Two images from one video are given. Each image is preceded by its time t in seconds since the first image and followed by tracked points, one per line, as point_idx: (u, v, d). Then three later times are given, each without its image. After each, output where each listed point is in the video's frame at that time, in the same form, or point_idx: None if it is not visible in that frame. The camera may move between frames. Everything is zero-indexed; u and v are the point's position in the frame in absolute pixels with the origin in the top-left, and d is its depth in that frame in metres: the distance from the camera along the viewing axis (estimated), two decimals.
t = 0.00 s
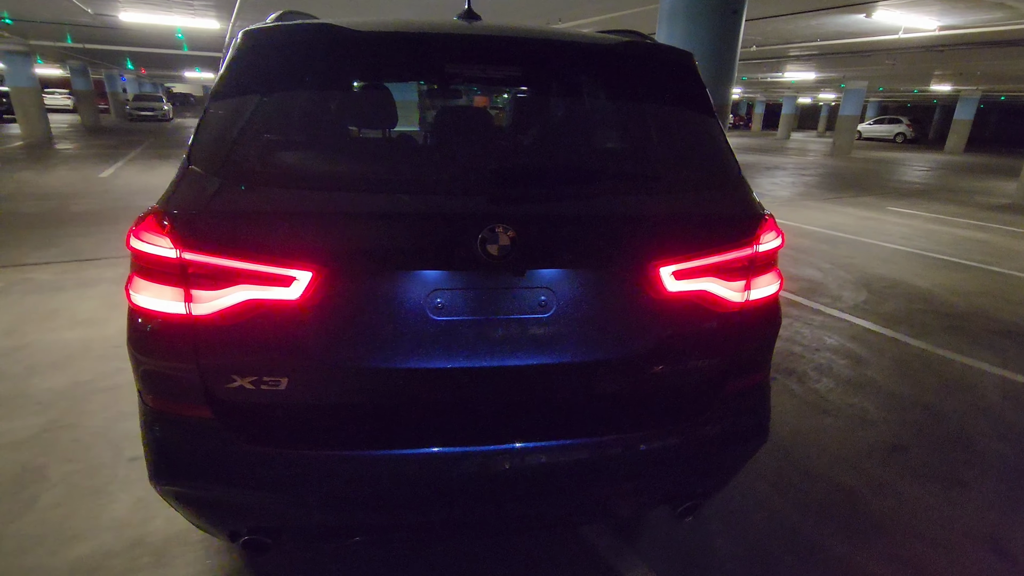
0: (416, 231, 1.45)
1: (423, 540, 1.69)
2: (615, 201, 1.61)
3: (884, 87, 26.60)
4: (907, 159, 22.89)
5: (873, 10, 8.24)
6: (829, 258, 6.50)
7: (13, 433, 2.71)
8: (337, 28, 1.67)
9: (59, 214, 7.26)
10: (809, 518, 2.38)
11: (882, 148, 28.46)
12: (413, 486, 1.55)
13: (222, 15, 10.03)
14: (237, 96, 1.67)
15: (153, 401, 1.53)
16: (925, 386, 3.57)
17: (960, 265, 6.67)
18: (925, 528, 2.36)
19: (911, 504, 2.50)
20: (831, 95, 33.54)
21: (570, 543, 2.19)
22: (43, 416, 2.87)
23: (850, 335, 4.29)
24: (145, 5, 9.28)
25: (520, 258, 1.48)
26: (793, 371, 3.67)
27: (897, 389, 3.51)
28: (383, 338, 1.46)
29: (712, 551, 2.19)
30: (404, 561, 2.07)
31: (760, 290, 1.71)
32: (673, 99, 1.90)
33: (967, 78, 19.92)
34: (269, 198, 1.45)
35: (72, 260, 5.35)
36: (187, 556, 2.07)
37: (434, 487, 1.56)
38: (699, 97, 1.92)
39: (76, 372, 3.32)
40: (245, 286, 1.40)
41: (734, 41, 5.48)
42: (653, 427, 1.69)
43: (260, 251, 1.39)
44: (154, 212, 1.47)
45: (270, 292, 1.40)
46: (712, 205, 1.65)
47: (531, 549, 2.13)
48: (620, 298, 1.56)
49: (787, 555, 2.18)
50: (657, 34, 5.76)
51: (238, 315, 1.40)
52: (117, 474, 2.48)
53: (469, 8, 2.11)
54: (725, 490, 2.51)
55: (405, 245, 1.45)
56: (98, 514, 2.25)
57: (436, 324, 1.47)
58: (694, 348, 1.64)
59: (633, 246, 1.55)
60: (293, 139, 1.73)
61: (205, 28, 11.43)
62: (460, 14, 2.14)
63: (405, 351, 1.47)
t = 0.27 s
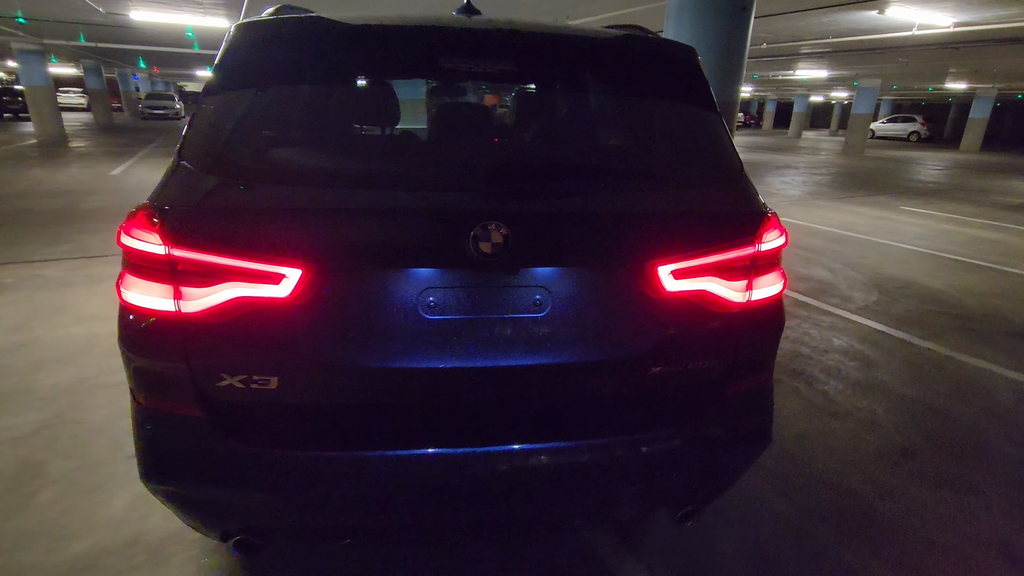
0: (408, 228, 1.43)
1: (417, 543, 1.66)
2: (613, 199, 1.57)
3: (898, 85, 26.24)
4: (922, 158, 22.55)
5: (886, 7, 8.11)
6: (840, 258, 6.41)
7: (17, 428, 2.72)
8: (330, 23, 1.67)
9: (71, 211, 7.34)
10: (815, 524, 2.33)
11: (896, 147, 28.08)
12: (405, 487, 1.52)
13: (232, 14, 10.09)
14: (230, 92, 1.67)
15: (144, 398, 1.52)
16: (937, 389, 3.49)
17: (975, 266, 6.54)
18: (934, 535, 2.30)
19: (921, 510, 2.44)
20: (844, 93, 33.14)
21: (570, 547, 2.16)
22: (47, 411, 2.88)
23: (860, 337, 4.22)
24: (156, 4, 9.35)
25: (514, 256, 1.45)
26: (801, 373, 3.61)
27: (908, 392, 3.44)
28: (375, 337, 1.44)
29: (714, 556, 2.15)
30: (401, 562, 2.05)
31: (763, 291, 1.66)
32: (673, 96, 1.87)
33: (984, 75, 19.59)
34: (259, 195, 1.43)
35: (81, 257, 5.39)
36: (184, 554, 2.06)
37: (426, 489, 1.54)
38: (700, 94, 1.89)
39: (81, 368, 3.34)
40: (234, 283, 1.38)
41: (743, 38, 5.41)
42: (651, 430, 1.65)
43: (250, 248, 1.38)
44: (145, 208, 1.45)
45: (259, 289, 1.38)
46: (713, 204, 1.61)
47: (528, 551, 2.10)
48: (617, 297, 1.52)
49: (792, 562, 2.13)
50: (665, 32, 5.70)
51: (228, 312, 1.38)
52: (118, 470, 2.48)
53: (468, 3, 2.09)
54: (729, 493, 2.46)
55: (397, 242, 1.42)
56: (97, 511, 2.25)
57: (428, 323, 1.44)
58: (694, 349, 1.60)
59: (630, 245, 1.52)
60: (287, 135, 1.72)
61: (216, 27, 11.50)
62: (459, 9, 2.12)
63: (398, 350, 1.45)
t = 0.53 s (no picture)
0: (396, 227, 1.38)
1: (407, 550, 1.62)
2: (609, 197, 1.52)
3: (914, 83, 25.82)
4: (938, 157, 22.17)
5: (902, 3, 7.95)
6: (852, 259, 6.28)
7: (15, 427, 2.72)
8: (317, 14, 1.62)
9: (80, 210, 7.39)
10: (821, 534, 2.25)
11: (911, 147, 27.63)
12: (392, 494, 1.48)
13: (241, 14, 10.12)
14: (215, 87, 1.63)
15: (127, 399, 1.49)
16: (951, 395, 3.39)
17: (992, 267, 6.38)
18: (946, 547, 2.22)
19: (932, 521, 2.36)
20: (859, 91, 32.69)
21: (567, 554, 2.11)
22: (46, 410, 2.88)
23: (871, 340, 4.12)
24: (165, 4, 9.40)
25: (505, 256, 1.40)
26: (809, 377, 3.53)
27: (920, 398, 3.34)
28: (361, 339, 1.39)
29: (715, 566, 2.09)
30: (394, 568, 2.01)
31: (766, 293, 1.60)
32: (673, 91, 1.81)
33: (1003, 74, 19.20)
34: (243, 192, 1.39)
35: (87, 255, 5.42)
36: (175, 557, 2.04)
37: (415, 495, 1.49)
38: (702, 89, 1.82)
39: (81, 366, 3.34)
40: (216, 283, 1.34)
41: (753, 34, 5.31)
42: (649, 437, 1.59)
43: (232, 247, 1.34)
44: (128, 206, 1.42)
45: (242, 289, 1.35)
46: (714, 203, 1.55)
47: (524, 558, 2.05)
48: (613, 299, 1.47)
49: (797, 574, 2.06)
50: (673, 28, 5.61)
51: (210, 313, 1.35)
52: (113, 470, 2.47)
53: None
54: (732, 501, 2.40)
55: (384, 241, 1.38)
56: (90, 511, 2.23)
57: (416, 325, 1.40)
58: (693, 354, 1.54)
59: (626, 245, 1.46)
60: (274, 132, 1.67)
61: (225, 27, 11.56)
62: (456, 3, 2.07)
63: (385, 352, 1.40)
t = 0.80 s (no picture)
0: (379, 230, 1.34)
1: (392, 559, 1.58)
2: (601, 200, 1.47)
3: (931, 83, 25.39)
4: (955, 158, 21.78)
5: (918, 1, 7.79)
6: (863, 262, 6.16)
7: (14, 426, 2.73)
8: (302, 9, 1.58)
9: (91, 208, 7.46)
10: (823, 547, 2.19)
11: (928, 148, 27.19)
12: (376, 502, 1.45)
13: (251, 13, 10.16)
14: (200, 85, 1.60)
15: (109, 402, 1.47)
16: (964, 404, 3.29)
17: (1010, 272, 6.22)
18: (954, 564, 2.14)
19: (939, 536, 2.28)
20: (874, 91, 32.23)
21: (561, 563, 2.06)
22: (45, 409, 2.89)
23: (882, 346, 4.02)
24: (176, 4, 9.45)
25: (491, 260, 1.36)
26: (816, 383, 3.44)
27: (931, 406, 3.25)
28: (343, 344, 1.36)
29: None
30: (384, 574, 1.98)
31: (765, 299, 1.54)
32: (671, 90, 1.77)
33: None
34: (223, 193, 1.36)
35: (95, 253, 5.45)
36: (165, 560, 2.02)
37: (400, 503, 1.46)
38: (701, 88, 1.77)
39: (82, 365, 3.35)
40: (195, 286, 1.31)
41: (763, 33, 5.21)
42: (641, 447, 1.54)
43: (211, 248, 1.31)
44: (108, 206, 1.40)
45: (222, 292, 1.32)
46: (710, 205, 1.50)
47: (517, 567, 2.01)
48: (603, 305, 1.42)
49: None
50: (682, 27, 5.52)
51: (189, 315, 1.32)
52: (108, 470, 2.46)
53: None
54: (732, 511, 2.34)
55: (367, 244, 1.34)
56: (82, 512, 2.23)
57: (400, 329, 1.36)
58: (687, 362, 1.49)
59: (617, 249, 1.41)
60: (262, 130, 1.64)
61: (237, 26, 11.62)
62: None
63: (367, 358, 1.36)
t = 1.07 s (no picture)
0: (360, 231, 1.31)
1: (376, 566, 1.55)
2: (591, 201, 1.43)
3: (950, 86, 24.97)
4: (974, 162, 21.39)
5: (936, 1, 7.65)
6: (876, 267, 6.04)
7: (12, 421, 2.75)
8: (287, 4, 1.55)
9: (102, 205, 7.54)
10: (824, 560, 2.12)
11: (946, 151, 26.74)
12: (358, 509, 1.42)
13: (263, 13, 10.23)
14: (185, 82, 1.58)
15: (90, 402, 1.45)
16: (976, 414, 3.20)
17: None
18: None
19: (946, 550, 2.21)
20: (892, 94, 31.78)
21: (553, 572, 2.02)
22: (44, 405, 2.90)
23: (892, 353, 3.93)
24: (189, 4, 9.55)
25: (475, 263, 1.32)
26: (823, 390, 3.37)
27: (941, 416, 3.16)
28: (324, 347, 1.33)
29: None
30: None
31: (763, 305, 1.49)
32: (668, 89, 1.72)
33: None
34: (204, 192, 1.34)
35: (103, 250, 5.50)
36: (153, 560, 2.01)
37: (383, 511, 1.42)
38: (699, 87, 1.72)
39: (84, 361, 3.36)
40: (173, 286, 1.29)
41: (774, 35, 5.12)
42: (632, 458, 1.49)
43: (189, 247, 1.29)
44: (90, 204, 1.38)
45: (199, 293, 1.29)
46: (705, 209, 1.45)
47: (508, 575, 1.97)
48: (592, 311, 1.38)
49: None
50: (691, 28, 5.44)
51: (167, 316, 1.30)
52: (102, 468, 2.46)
53: None
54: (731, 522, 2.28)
55: (348, 246, 1.31)
56: (75, 509, 2.22)
57: (381, 333, 1.33)
58: (679, 370, 1.44)
59: (606, 253, 1.37)
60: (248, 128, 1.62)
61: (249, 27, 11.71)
62: None
63: (348, 362, 1.33)
